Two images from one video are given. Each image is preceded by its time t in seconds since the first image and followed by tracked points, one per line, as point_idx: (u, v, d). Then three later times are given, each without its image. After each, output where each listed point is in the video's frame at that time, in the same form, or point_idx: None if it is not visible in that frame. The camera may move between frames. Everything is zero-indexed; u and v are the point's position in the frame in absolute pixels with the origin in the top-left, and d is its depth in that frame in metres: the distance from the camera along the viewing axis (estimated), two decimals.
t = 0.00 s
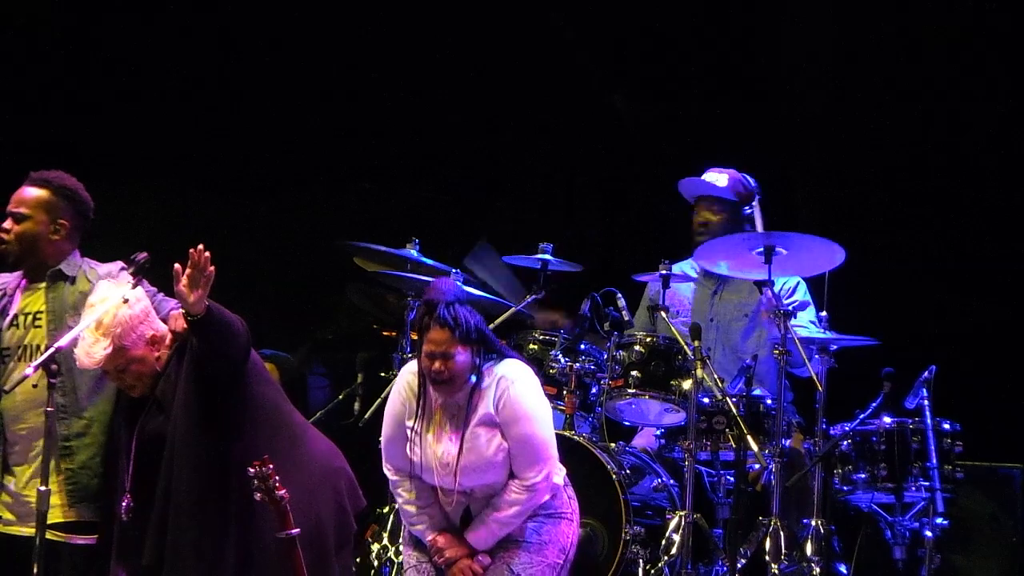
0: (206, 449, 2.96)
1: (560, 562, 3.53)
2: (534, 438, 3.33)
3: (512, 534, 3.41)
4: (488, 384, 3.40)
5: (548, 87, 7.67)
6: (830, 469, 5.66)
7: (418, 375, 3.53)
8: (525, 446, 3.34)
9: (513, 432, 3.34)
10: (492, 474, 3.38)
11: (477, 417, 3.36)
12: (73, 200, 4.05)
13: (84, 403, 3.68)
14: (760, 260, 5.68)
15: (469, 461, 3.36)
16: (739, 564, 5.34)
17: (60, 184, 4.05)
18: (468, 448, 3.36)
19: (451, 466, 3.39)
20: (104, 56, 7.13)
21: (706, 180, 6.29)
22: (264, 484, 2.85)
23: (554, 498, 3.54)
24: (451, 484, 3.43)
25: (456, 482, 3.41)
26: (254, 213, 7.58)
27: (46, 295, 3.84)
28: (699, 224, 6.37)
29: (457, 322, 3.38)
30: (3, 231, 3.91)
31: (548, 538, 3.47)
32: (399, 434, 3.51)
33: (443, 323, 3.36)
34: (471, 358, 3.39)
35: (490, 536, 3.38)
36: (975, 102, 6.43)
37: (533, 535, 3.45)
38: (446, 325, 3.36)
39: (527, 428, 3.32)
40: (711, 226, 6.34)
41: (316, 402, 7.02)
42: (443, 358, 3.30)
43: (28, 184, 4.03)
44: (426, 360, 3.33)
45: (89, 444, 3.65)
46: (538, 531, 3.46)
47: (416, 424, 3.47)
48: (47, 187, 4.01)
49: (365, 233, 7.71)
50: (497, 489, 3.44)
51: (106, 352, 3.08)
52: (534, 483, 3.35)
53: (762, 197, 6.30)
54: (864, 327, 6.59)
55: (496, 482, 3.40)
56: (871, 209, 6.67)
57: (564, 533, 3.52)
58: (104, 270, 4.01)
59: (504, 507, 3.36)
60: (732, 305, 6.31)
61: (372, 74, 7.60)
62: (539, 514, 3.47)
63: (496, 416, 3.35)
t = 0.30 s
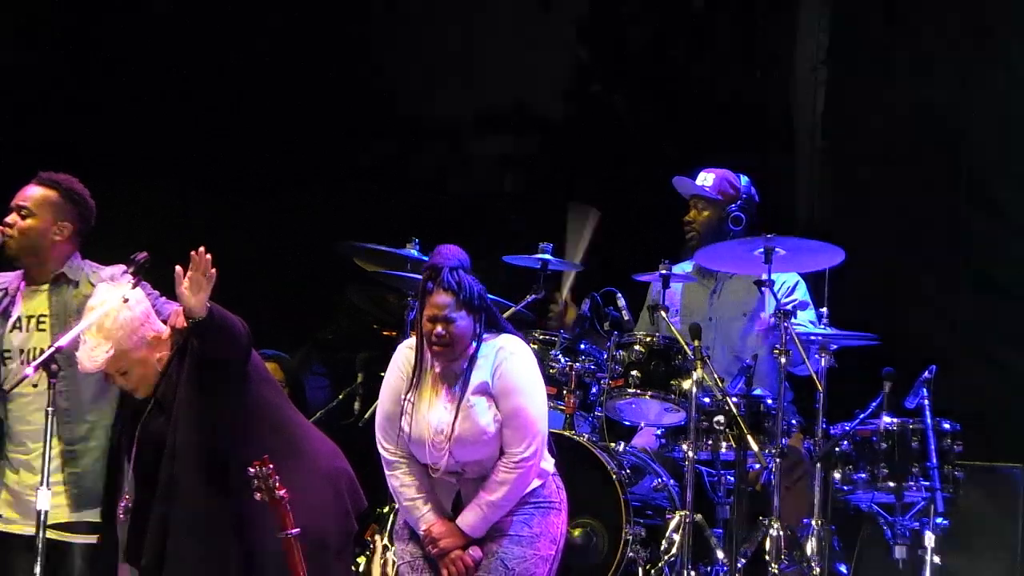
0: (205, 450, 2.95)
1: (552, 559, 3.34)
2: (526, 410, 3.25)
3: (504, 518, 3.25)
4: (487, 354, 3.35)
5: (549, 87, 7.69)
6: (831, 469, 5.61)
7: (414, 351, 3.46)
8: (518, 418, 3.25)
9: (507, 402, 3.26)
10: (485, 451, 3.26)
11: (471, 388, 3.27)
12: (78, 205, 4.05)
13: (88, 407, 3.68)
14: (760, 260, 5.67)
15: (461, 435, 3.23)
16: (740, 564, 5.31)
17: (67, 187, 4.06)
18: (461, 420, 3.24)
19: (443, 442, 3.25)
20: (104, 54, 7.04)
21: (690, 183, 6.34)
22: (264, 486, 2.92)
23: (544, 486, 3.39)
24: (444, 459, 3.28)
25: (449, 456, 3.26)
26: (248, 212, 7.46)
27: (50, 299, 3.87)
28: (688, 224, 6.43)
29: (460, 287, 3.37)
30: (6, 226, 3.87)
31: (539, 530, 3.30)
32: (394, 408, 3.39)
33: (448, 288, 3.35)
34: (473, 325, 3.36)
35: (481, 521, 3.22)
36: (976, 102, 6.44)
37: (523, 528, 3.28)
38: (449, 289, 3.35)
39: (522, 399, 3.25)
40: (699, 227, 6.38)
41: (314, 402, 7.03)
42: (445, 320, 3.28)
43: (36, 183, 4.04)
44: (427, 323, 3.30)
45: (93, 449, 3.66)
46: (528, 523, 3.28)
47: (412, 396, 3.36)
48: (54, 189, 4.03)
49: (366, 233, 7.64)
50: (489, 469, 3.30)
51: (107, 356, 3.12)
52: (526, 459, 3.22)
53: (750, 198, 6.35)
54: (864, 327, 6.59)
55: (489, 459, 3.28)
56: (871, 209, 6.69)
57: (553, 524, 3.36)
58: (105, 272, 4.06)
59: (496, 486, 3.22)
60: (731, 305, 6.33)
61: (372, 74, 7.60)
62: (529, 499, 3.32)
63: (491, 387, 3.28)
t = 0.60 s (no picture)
0: (207, 451, 2.95)
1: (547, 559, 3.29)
2: (527, 393, 3.28)
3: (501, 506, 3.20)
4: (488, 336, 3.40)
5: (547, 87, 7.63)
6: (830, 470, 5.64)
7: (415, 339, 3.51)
8: (520, 401, 3.27)
9: (509, 385, 3.28)
10: (484, 435, 3.25)
11: (473, 368, 3.30)
12: (86, 205, 4.06)
13: (95, 408, 3.73)
14: (760, 260, 5.66)
15: (462, 415, 3.22)
16: (739, 565, 5.31)
17: (76, 187, 4.07)
18: (463, 400, 3.24)
19: (443, 423, 3.24)
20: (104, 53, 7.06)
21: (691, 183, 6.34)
22: (264, 485, 2.87)
23: (539, 483, 3.37)
24: (442, 441, 3.26)
25: (448, 436, 3.25)
26: (252, 212, 7.56)
27: (55, 300, 3.87)
28: (688, 224, 6.46)
29: (464, 265, 3.45)
30: (12, 221, 3.91)
31: (536, 525, 3.27)
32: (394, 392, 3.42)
33: (452, 265, 3.43)
34: (475, 305, 3.43)
35: (480, 507, 3.15)
36: (979, 102, 6.38)
37: (520, 522, 3.23)
38: (452, 266, 3.43)
39: (523, 381, 3.29)
40: (698, 228, 6.41)
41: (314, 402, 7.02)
42: (448, 296, 3.37)
43: (45, 181, 4.06)
44: (430, 300, 3.39)
45: (99, 449, 3.69)
46: (526, 518, 3.25)
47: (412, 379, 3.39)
48: (62, 187, 4.04)
49: (364, 233, 7.76)
50: (487, 455, 3.29)
51: (114, 358, 3.08)
52: (527, 442, 3.22)
53: (751, 198, 6.32)
54: (864, 328, 6.59)
55: (488, 442, 3.26)
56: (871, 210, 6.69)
57: (550, 519, 3.32)
58: (111, 276, 4.07)
59: (494, 470, 3.18)
60: (730, 305, 6.32)
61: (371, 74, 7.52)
62: (526, 492, 3.28)
63: (494, 369, 3.31)
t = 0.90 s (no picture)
0: (215, 451, 2.94)
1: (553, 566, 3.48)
2: (535, 389, 3.50)
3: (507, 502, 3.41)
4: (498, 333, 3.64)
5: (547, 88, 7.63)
6: (830, 470, 5.66)
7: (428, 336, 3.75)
8: (529, 396, 3.50)
9: (520, 380, 3.52)
10: (493, 428, 3.47)
11: (485, 363, 3.54)
12: (85, 202, 4.07)
13: (101, 407, 3.71)
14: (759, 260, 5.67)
15: (473, 407, 3.45)
16: (739, 564, 5.39)
17: (74, 185, 4.06)
18: (474, 394, 3.47)
19: (454, 415, 3.46)
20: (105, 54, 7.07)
21: (706, 178, 6.24)
22: (264, 485, 2.91)
23: (549, 487, 3.57)
24: (453, 434, 3.49)
25: (458, 429, 3.47)
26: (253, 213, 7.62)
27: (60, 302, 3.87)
28: (702, 222, 6.29)
29: (477, 259, 3.70)
30: (16, 228, 3.91)
31: (547, 535, 3.46)
32: (407, 389, 3.64)
33: (465, 259, 3.69)
34: (487, 299, 3.68)
35: (485, 501, 3.35)
36: (977, 103, 6.40)
37: (532, 534, 3.44)
38: (465, 260, 3.69)
39: (533, 377, 3.52)
40: (715, 225, 6.27)
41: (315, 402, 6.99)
42: (460, 290, 3.62)
43: (41, 183, 4.04)
44: (444, 294, 3.64)
45: (105, 448, 3.66)
46: (537, 529, 3.45)
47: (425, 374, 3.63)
48: (61, 187, 4.02)
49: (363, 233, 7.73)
50: (496, 449, 3.51)
51: (121, 355, 3.07)
52: (534, 437, 3.44)
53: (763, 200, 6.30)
54: (863, 328, 6.61)
55: (498, 437, 3.48)
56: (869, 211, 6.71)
57: (559, 526, 3.51)
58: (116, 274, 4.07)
59: (502, 464, 3.40)
60: (729, 304, 6.32)
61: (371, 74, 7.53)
62: (532, 489, 3.49)
63: (505, 364, 3.54)
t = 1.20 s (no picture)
0: (221, 453, 2.94)
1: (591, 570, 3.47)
2: (574, 393, 3.54)
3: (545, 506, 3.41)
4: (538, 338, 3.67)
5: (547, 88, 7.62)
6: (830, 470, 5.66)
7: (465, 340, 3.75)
8: (568, 399, 3.52)
9: (559, 384, 3.55)
10: (532, 432, 3.48)
11: (525, 366, 3.56)
12: (91, 204, 4.06)
13: (107, 408, 3.68)
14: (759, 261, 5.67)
15: (514, 410, 3.46)
16: (738, 565, 5.38)
17: (81, 187, 4.05)
18: (515, 396, 3.48)
19: (495, 418, 3.47)
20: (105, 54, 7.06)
21: (712, 178, 6.21)
22: (264, 485, 2.95)
23: (586, 490, 3.56)
24: (493, 437, 3.49)
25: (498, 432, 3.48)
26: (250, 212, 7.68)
27: (66, 306, 3.86)
28: (706, 222, 6.28)
29: (516, 265, 3.74)
30: (21, 227, 3.90)
31: (584, 538, 3.45)
32: (443, 392, 3.63)
33: (504, 266, 3.72)
34: (525, 305, 3.71)
35: (525, 505, 3.36)
36: (978, 103, 6.39)
37: (569, 536, 3.43)
38: (504, 267, 3.72)
39: (572, 381, 3.55)
40: (719, 225, 6.26)
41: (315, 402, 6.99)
42: (500, 296, 3.64)
43: (49, 184, 4.04)
44: (483, 300, 3.66)
45: (111, 450, 3.64)
46: (574, 532, 3.44)
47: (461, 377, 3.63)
48: (67, 189, 4.03)
49: (360, 231, 7.82)
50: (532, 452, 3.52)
51: (127, 355, 3.09)
52: (573, 440, 3.46)
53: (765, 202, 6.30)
54: (863, 328, 6.62)
55: (536, 440, 3.50)
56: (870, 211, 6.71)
57: (596, 530, 3.50)
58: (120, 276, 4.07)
59: (541, 467, 3.41)
60: (728, 305, 6.33)
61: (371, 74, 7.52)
62: (569, 493, 3.49)
63: (544, 368, 3.58)
